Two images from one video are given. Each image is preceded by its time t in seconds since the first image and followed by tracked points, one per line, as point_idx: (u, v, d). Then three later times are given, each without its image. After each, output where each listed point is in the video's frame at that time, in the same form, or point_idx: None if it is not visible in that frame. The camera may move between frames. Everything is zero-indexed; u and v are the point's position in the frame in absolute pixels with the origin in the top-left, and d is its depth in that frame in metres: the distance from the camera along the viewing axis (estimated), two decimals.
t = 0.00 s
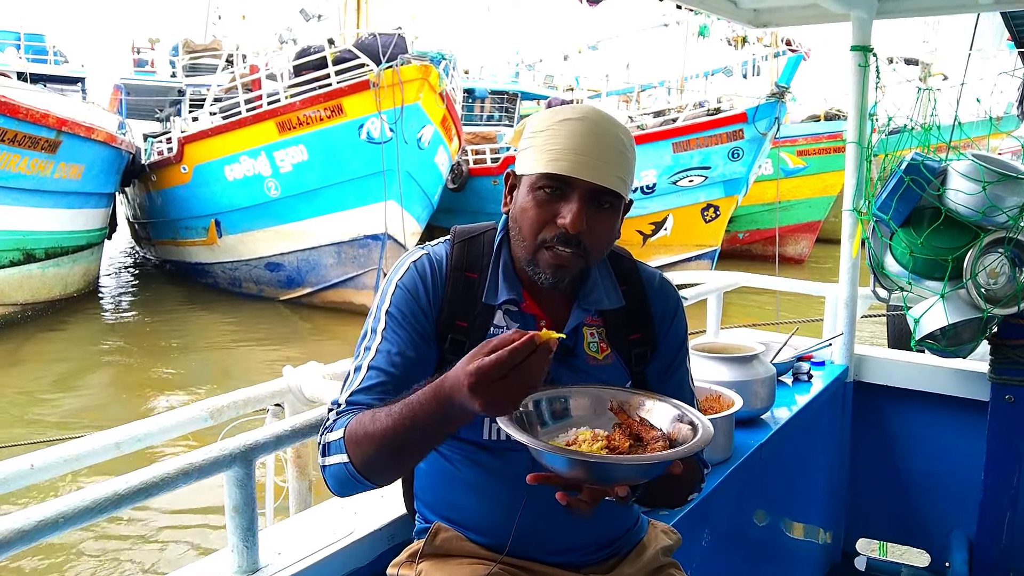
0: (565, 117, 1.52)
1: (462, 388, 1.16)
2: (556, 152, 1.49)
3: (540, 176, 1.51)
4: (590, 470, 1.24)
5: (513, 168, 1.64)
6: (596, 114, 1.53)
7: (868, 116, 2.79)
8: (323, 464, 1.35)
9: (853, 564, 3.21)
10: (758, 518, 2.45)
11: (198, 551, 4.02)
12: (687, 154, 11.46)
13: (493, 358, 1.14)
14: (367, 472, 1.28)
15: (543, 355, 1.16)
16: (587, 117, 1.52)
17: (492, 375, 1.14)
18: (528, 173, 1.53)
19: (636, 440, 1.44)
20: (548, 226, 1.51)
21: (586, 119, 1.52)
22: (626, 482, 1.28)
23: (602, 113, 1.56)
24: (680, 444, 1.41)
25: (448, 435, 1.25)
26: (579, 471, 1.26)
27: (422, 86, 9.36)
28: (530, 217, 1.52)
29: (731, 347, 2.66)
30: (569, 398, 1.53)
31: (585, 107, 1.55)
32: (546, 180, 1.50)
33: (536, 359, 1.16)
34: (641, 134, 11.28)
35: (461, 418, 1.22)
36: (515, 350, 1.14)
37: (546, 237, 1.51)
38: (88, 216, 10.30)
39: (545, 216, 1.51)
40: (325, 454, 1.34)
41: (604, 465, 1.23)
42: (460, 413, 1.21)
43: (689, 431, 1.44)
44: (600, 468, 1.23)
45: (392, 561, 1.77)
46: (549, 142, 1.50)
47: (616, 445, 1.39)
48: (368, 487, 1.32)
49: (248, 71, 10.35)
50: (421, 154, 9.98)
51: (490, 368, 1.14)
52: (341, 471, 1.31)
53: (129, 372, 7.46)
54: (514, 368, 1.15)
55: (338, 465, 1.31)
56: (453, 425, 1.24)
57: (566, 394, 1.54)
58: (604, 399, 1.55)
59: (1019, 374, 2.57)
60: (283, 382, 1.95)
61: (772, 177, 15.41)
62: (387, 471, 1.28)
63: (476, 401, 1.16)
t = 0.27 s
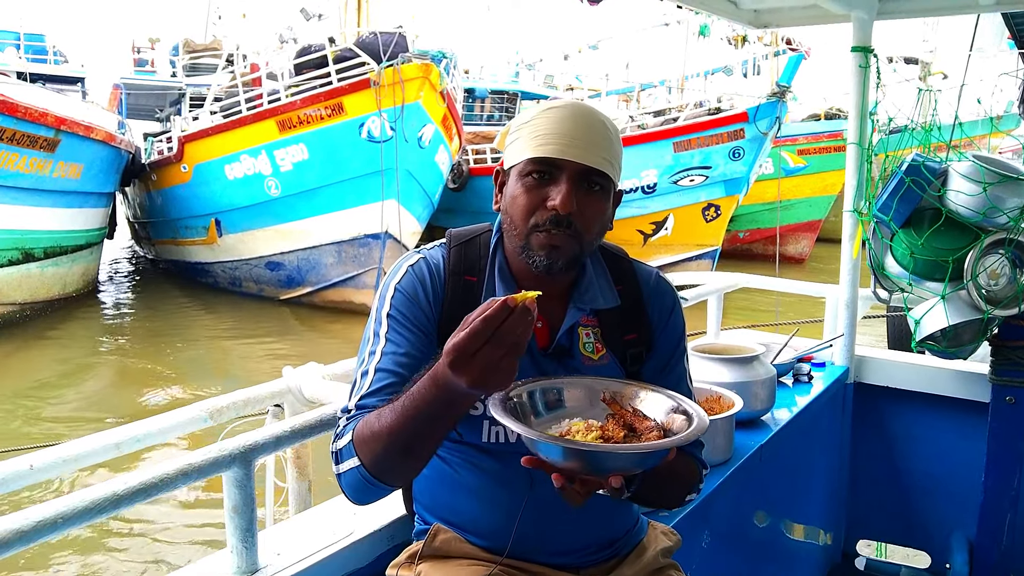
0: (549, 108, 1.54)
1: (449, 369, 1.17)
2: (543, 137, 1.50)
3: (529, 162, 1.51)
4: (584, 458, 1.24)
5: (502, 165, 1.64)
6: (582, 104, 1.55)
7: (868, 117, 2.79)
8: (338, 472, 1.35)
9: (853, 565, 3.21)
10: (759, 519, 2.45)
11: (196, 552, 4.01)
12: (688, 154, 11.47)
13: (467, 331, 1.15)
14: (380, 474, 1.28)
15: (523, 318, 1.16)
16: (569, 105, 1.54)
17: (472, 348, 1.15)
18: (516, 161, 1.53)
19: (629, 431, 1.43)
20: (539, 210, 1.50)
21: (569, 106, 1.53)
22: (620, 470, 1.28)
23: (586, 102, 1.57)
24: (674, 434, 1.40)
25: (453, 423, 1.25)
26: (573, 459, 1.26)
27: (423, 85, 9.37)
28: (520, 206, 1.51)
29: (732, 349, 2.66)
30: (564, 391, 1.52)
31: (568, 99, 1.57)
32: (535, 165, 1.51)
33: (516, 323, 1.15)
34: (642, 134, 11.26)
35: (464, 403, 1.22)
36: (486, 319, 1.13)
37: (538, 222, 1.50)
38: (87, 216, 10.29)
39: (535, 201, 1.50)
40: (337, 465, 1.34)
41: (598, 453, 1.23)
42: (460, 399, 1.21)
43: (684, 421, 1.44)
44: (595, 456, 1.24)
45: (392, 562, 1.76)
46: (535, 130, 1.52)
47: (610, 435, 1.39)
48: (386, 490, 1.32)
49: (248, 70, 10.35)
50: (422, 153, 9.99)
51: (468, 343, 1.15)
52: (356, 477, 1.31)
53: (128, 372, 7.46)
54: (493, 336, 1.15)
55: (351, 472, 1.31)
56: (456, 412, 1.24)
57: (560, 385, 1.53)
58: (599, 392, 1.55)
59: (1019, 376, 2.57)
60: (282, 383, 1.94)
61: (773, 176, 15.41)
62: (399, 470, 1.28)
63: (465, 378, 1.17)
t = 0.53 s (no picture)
0: (545, 107, 1.54)
1: (444, 368, 1.18)
2: (539, 134, 1.50)
3: (526, 160, 1.51)
4: (581, 461, 1.25)
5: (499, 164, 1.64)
6: (580, 103, 1.55)
7: (869, 118, 2.79)
8: (339, 474, 1.35)
9: (853, 566, 3.21)
10: (758, 520, 2.45)
11: (195, 553, 4.01)
12: (688, 154, 11.48)
13: (459, 329, 1.16)
14: (379, 475, 1.28)
15: (516, 315, 1.16)
16: (565, 103, 1.54)
17: (465, 346, 1.16)
18: (513, 160, 1.53)
19: (626, 434, 1.43)
20: (536, 207, 1.49)
21: (564, 105, 1.54)
22: (616, 473, 1.28)
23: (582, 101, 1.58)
24: (671, 436, 1.40)
25: (452, 423, 1.25)
26: (569, 462, 1.26)
27: (423, 85, 9.37)
28: (517, 205, 1.51)
29: (732, 350, 2.66)
30: (561, 393, 1.52)
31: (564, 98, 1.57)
32: (532, 163, 1.51)
33: (509, 321, 1.15)
34: (642, 134, 11.26)
35: (463, 403, 1.22)
36: (478, 317, 1.13)
37: (535, 219, 1.50)
38: (86, 216, 10.29)
39: (532, 198, 1.50)
40: (337, 467, 1.34)
41: (595, 457, 1.23)
42: (457, 398, 1.21)
43: (680, 424, 1.44)
44: (592, 460, 1.24)
45: (391, 562, 1.76)
46: (532, 128, 1.52)
47: (607, 440, 1.39)
48: (386, 492, 1.32)
49: (249, 70, 10.35)
50: (423, 153, 9.99)
51: (460, 342, 1.15)
52: (356, 478, 1.31)
53: (127, 373, 7.45)
54: (486, 333, 1.15)
55: (351, 473, 1.31)
56: (454, 413, 1.24)
57: (557, 388, 1.52)
58: (597, 395, 1.55)
59: (1020, 378, 2.57)
60: (282, 384, 1.94)
61: (773, 176, 15.41)
62: (398, 471, 1.28)
63: (460, 376, 1.17)
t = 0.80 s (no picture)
0: (544, 110, 1.54)
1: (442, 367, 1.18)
2: (538, 138, 1.50)
3: (524, 163, 1.51)
4: (581, 461, 1.24)
5: (499, 165, 1.64)
6: (577, 105, 1.55)
7: (868, 120, 2.79)
8: (335, 471, 1.35)
9: (852, 569, 3.21)
10: (758, 522, 2.45)
11: (195, 552, 4.01)
12: (688, 154, 11.48)
13: (456, 329, 1.15)
14: (375, 474, 1.28)
15: (515, 315, 1.15)
16: (564, 106, 1.54)
17: (463, 346, 1.16)
18: (511, 163, 1.53)
19: (627, 433, 1.43)
20: (534, 211, 1.49)
21: (564, 107, 1.53)
22: (617, 472, 1.28)
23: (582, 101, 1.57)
24: (672, 434, 1.40)
25: (450, 423, 1.25)
26: (569, 462, 1.26)
27: (424, 84, 9.38)
28: (516, 208, 1.51)
29: (731, 352, 2.66)
30: (560, 395, 1.52)
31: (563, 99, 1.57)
32: (530, 167, 1.51)
33: (509, 320, 1.14)
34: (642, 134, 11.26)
35: (461, 402, 1.22)
36: (476, 316, 1.13)
37: (533, 223, 1.49)
38: (85, 217, 10.29)
39: (530, 202, 1.50)
40: (334, 464, 1.34)
41: (595, 456, 1.23)
42: (455, 397, 1.21)
43: (681, 422, 1.43)
44: (592, 460, 1.24)
45: (390, 563, 1.76)
46: (530, 131, 1.52)
47: (607, 439, 1.39)
48: (384, 490, 1.32)
49: (248, 70, 10.36)
50: (423, 153, 9.98)
51: (458, 341, 1.15)
52: (352, 477, 1.31)
53: (125, 374, 7.45)
54: (484, 333, 1.15)
55: (348, 472, 1.31)
56: (452, 412, 1.24)
57: (557, 390, 1.52)
58: (596, 395, 1.55)
59: (1020, 380, 2.57)
60: (281, 384, 1.94)
61: (773, 177, 15.41)
62: (396, 470, 1.28)
63: (458, 375, 1.17)
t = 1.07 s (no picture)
0: (545, 112, 1.54)
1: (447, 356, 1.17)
2: (538, 141, 1.50)
3: (524, 167, 1.51)
4: (581, 453, 1.24)
5: (500, 167, 1.64)
6: (578, 107, 1.54)
7: (868, 121, 2.79)
8: (327, 467, 1.35)
9: (852, 570, 3.21)
10: (757, 524, 2.45)
11: (195, 553, 4.01)
12: (688, 155, 11.49)
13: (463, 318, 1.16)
14: (371, 468, 1.27)
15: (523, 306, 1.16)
16: (566, 108, 1.54)
17: (470, 335, 1.16)
18: (511, 166, 1.53)
19: (626, 427, 1.43)
20: (533, 215, 1.49)
21: (565, 111, 1.53)
22: (616, 464, 1.28)
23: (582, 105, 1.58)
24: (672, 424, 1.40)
25: (450, 416, 1.24)
26: (568, 455, 1.25)
27: (424, 85, 9.38)
28: (515, 210, 1.51)
29: (731, 354, 2.66)
30: (559, 394, 1.52)
31: (565, 103, 1.57)
32: (530, 170, 1.51)
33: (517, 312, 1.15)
34: (641, 135, 11.25)
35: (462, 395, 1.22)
36: (485, 306, 1.13)
37: (532, 227, 1.49)
38: (84, 219, 10.29)
39: (529, 206, 1.50)
40: (328, 457, 1.34)
41: (594, 447, 1.23)
42: (457, 389, 1.20)
43: (678, 413, 1.44)
44: (592, 451, 1.23)
45: (389, 565, 1.76)
46: (531, 134, 1.52)
47: (606, 433, 1.39)
48: (377, 486, 1.32)
49: (248, 71, 10.36)
50: (423, 155, 9.98)
51: (466, 329, 1.15)
52: (346, 471, 1.30)
53: (124, 376, 7.45)
54: (492, 323, 1.15)
55: (340, 466, 1.31)
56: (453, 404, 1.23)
57: (555, 390, 1.52)
58: (595, 395, 1.55)
59: (1019, 382, 2.57)
60: (280, 385, 1.94)
61: (772, 178, 15.43)
62: (392, 463, 1.27)
63: (463, 365, 1.17)
